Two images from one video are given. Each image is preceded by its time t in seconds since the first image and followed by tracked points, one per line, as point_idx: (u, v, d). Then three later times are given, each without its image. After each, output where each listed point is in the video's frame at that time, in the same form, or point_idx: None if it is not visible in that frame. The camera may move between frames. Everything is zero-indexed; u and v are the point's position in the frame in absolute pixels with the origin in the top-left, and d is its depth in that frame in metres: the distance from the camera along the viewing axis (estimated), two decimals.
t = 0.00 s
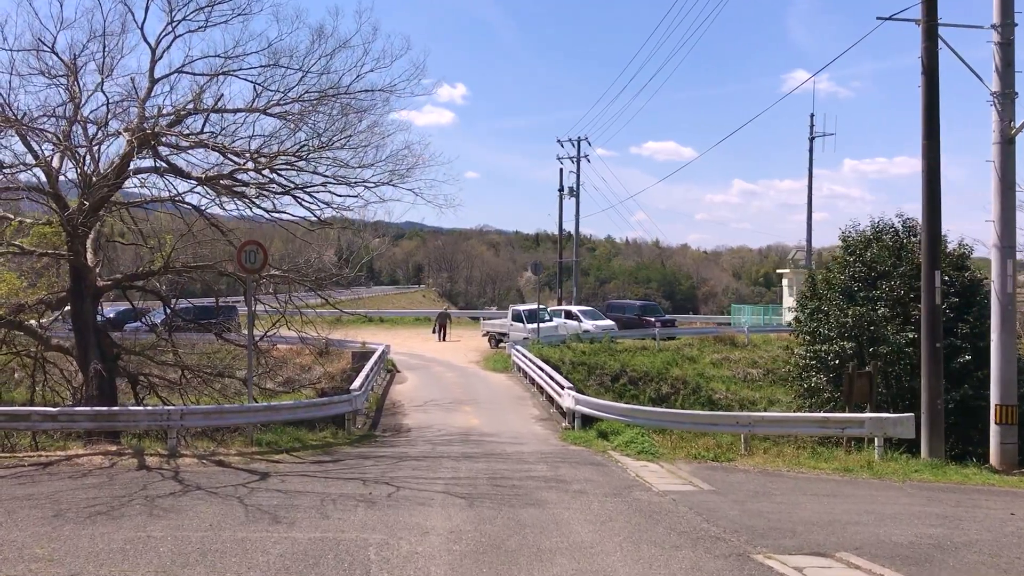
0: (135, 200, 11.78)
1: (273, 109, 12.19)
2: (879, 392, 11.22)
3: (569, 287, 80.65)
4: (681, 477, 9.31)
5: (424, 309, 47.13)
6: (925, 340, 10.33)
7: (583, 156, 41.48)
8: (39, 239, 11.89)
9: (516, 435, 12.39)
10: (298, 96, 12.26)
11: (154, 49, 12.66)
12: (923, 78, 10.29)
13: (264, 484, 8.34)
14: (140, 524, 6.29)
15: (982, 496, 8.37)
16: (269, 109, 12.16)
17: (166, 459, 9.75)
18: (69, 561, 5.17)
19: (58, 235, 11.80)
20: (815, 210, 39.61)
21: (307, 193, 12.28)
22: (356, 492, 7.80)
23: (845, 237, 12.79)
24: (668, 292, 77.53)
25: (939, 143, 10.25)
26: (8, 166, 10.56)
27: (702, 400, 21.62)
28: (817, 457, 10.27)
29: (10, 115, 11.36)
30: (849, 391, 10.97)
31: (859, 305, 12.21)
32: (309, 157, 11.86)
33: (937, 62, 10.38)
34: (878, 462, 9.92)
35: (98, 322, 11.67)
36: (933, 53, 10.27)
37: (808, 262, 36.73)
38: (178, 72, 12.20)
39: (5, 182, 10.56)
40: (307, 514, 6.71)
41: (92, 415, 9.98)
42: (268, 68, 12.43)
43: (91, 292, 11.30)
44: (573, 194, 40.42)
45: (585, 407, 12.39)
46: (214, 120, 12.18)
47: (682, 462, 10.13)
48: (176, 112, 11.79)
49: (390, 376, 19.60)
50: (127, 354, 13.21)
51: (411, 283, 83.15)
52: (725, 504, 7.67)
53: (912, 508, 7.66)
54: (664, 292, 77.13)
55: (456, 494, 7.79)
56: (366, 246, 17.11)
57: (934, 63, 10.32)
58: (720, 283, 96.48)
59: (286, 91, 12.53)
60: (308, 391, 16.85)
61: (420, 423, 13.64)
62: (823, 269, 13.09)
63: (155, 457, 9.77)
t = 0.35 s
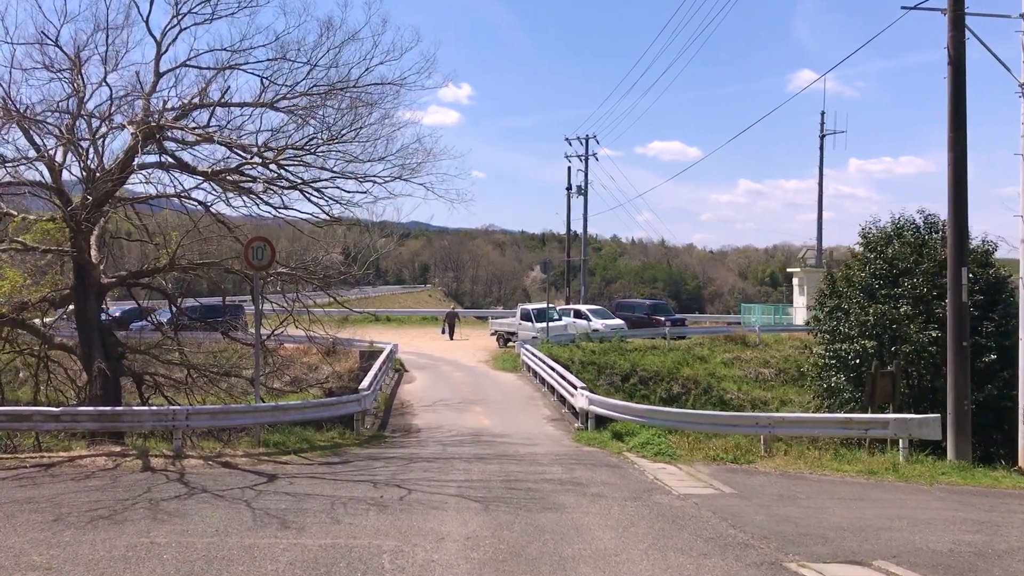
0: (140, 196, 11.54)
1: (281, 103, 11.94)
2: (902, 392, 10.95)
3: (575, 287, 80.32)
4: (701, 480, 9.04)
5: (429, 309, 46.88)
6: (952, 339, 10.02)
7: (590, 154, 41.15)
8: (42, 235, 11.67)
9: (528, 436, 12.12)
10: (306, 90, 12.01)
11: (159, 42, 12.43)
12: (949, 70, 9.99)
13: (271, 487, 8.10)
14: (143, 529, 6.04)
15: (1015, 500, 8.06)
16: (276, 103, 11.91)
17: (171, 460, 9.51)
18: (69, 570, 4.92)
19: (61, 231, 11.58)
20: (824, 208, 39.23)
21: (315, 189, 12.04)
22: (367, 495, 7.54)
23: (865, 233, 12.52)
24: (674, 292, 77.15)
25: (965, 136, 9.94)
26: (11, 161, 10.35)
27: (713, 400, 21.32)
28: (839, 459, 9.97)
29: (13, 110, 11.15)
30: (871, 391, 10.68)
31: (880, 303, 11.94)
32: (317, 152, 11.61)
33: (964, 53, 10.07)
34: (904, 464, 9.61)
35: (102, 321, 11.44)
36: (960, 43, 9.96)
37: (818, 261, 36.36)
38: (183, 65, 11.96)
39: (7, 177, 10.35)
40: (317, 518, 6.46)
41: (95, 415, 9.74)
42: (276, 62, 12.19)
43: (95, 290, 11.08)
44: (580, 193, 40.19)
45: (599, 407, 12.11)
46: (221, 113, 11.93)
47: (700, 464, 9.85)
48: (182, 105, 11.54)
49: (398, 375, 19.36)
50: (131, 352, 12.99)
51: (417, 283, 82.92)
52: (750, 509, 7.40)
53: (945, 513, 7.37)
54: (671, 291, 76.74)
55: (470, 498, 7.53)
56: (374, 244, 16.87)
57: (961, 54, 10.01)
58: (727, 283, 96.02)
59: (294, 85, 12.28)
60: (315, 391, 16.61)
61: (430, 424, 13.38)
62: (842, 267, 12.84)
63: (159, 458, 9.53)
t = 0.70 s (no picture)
0: (143, 193, 11.29)
1: (288, 97, 11.67)
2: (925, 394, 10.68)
3: (581, 287, 79.96)
4: (720, 484, 8.75)
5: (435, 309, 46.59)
6: (978, 338, 9.71)
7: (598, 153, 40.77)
8: (43, 232, 11.43)
9: (539, 438, 11.85)
10: (313, 83, 11.75)
11: (163, 36, 12.18)
12: (976, 60, 9.66)
13: (278, 491, 7.84)
14: (145, 537, 5.78)
15: None
16: (283, 97, 11.64)
17: (175, 463, 9.26)
18: None
19: (63, 228, 11.36)
20: (834, 207, 38.80)
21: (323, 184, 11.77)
22: (377, 500, 7.28)
23: (885, 230, 12.22)
24: (680, 292, 76.75)
25: (992, 130, 9.63)
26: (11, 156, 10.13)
27: (725, 401, 21.02)
28: (863, 463, 9.67)
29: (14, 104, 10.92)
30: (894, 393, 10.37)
31: (902, 301, 11.66)
32: (323, 146, 11.34)
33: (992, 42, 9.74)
34: (930, 468, 9.31)
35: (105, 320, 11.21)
36: (988, 32, 9.62)
37: (828, 260, 35.97)
38: (188, 59, 11.71)
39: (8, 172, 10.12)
40: (327, 526, 6.20)
41: (97, 417, 9.49)
42: (282, 55, 11.93)
43: (97, 288, 10.83)
44: (588, 192, 39.75)
45: (612, 408, 11.84)
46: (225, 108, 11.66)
47: (719, 467, 9.58)
48: (186, 99, 11.28)
49: (405, 375, 19.10)
50: (135, 352, 12.76)
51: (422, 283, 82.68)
52: (776, 515, 7.11)
53: (980, 520, 7.07)
54: (676, 291, 76.32)
55: (484, 503, 7.25)
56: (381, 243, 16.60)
57: (988, 44, 9.68)
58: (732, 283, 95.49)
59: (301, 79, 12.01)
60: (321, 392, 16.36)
61: (439, 425, 13.11)
62: (862, 265, 12.59)
63: (163, 461, 9.29)
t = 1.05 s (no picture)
0: (150, 187, 11.04)
1: (296, 90, 11.41)
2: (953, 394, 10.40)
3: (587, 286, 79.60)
4: (745, 488, 8.45)
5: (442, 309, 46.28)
6: (1011, 336, 9.38)
7: (605, 151, 40.43)
8: (47, 228, 11.19)
9: (554, 439, 11.56)
10: (322, 76, 11.48)
11: (170, 28, 11.93)
12: (1009, 48, 9.32)
13: (288, 495, 7.57)
14: (151, 544, 5.52)
15: None
16: (292, 89, 11.37)
17: (182, 464, 9.00)
18: None
19: (67, 224, 11.11)
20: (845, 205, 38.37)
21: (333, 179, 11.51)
22: (392, 504, 7.00)
23: (910, 227, 11.97)
24: (687, 291, 76.28)
25: None
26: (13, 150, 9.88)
27: (738, 402, 20.67)
28: (891, 465, 9.35)
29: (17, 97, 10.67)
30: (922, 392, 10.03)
31: (928, 299, 11.41)
32: (333, 140, 11.07)
33: None
34: (962, 471, 8.96)
35: (110, 317, 10.95)
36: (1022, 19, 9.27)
37: (840, 259, 35.56)
38: (195, 51, 11.44)
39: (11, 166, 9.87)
40: (341, 531, 5.92)
41: (102, 417, 9.24)
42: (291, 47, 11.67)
43: (103, 284, 10.58)
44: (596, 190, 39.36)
45: (628, 408, 11.52)
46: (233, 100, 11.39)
47: (743, 470, 9.28)
48: (193, 91, 11.01)
49: (414, 375, 18.82)
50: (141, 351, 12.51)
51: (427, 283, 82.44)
52: (808, 521, 6.80)
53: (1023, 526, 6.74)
54: (683, 291, 75.86)
55: (503, 508, 6.97)
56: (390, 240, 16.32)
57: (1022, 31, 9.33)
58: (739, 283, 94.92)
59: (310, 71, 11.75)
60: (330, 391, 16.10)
61: (450, 426, 12.83)
62: (886, 262, 12.34)
63: (170, 462, 9.03)
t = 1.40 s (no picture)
0: (155, 184, 10.81)
1: (304, 84, 11.14)
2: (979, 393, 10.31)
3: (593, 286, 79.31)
4: (768, 491, 8.17)
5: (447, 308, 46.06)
6: None
7: (613, 150, 40.13)
8: (50, 225, 10.99)
9: (567, 440, 11.30)
10: (330, 69, 11.21)
11: (175, 22, 11.69)
12: None
13: (297, 499, 7.34)
14: (155, 551, 5.28)
15: None
16: (299, 84, 11.10)
17: (187, 467, 8.77)
18: None
19: (71, 221, 10.89)
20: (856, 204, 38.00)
21: (341, 175, 11.24)
22: (405, 509, 6.75)
23: (932, 224, 11.98)
24: (693, 291, 75.87)
25: None
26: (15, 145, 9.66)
27: (749, 402, 20.37)
28: (917, 468, 9.05)
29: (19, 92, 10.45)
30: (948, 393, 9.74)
31: (951, 297, 11.38)
32: (342, 134, 10.81)
33: None
34: (992, 474, 8.64)
35: (114, 316, 10.73)
36: None
37: (851, 258, 35.21)
38: (201, 45, 11.19)
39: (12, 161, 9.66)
40: (353, 538, 5.68)
41: (105, 419, 9.01)
42: (298, 41, 11.39)
43: (106, 282, 10.36)
44: (604, 187, 38.96)
45: (643, 409, 11.25)
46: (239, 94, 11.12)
47: (764, 473, 9.00)
48: (198, 85, 10.76)
49: (422, 375, 18.59)
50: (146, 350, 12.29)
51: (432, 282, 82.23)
52: (838, 526, 6.53)
53: None
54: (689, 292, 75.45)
55: (520, 513, 6.72)
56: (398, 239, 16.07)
57: None
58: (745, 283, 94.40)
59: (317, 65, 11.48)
60: (337, 391, 15.87)
61: (460, 427, 12.58)
62: (906, 260, 12.32)
63: (175, 465, 8.80)
